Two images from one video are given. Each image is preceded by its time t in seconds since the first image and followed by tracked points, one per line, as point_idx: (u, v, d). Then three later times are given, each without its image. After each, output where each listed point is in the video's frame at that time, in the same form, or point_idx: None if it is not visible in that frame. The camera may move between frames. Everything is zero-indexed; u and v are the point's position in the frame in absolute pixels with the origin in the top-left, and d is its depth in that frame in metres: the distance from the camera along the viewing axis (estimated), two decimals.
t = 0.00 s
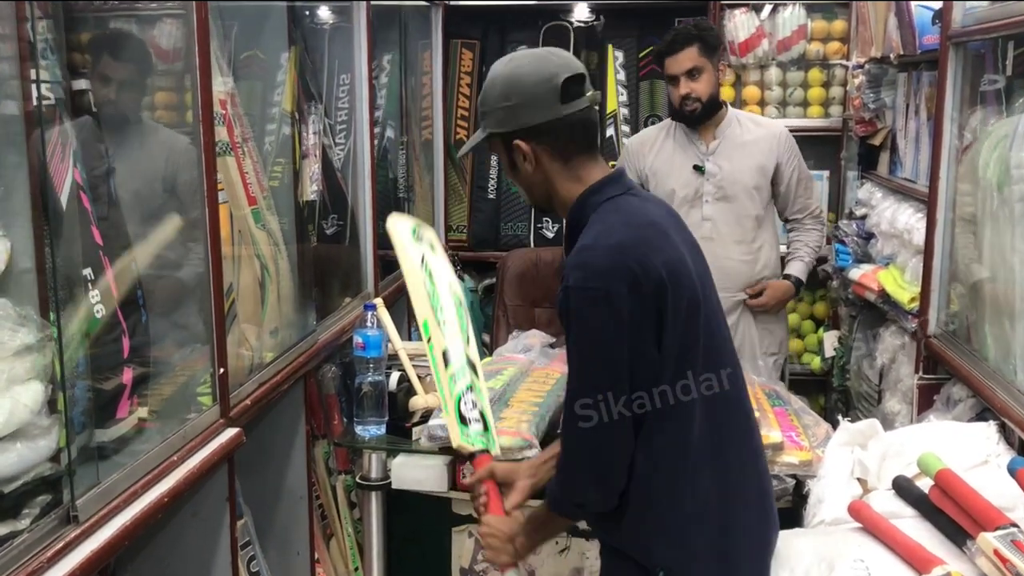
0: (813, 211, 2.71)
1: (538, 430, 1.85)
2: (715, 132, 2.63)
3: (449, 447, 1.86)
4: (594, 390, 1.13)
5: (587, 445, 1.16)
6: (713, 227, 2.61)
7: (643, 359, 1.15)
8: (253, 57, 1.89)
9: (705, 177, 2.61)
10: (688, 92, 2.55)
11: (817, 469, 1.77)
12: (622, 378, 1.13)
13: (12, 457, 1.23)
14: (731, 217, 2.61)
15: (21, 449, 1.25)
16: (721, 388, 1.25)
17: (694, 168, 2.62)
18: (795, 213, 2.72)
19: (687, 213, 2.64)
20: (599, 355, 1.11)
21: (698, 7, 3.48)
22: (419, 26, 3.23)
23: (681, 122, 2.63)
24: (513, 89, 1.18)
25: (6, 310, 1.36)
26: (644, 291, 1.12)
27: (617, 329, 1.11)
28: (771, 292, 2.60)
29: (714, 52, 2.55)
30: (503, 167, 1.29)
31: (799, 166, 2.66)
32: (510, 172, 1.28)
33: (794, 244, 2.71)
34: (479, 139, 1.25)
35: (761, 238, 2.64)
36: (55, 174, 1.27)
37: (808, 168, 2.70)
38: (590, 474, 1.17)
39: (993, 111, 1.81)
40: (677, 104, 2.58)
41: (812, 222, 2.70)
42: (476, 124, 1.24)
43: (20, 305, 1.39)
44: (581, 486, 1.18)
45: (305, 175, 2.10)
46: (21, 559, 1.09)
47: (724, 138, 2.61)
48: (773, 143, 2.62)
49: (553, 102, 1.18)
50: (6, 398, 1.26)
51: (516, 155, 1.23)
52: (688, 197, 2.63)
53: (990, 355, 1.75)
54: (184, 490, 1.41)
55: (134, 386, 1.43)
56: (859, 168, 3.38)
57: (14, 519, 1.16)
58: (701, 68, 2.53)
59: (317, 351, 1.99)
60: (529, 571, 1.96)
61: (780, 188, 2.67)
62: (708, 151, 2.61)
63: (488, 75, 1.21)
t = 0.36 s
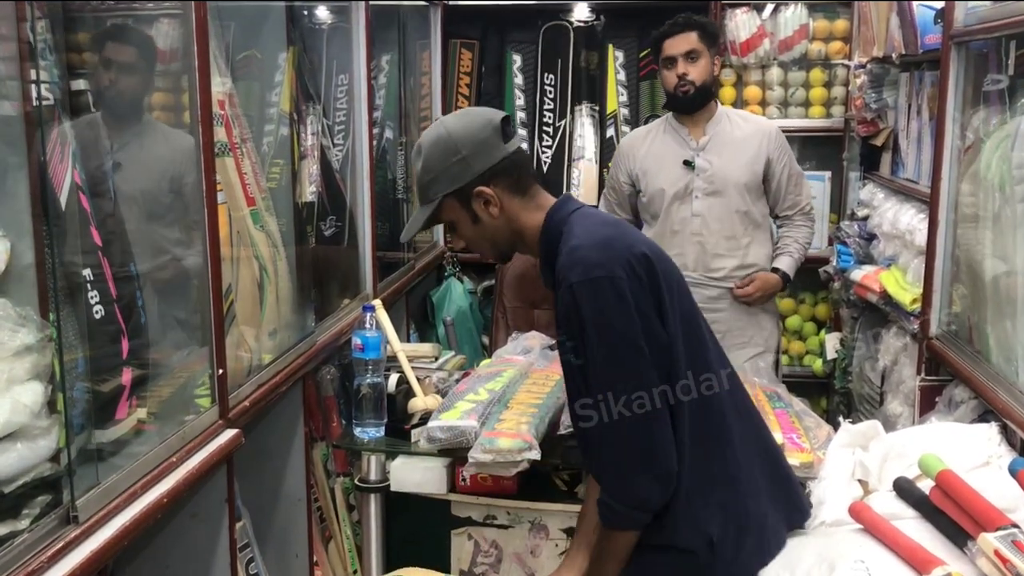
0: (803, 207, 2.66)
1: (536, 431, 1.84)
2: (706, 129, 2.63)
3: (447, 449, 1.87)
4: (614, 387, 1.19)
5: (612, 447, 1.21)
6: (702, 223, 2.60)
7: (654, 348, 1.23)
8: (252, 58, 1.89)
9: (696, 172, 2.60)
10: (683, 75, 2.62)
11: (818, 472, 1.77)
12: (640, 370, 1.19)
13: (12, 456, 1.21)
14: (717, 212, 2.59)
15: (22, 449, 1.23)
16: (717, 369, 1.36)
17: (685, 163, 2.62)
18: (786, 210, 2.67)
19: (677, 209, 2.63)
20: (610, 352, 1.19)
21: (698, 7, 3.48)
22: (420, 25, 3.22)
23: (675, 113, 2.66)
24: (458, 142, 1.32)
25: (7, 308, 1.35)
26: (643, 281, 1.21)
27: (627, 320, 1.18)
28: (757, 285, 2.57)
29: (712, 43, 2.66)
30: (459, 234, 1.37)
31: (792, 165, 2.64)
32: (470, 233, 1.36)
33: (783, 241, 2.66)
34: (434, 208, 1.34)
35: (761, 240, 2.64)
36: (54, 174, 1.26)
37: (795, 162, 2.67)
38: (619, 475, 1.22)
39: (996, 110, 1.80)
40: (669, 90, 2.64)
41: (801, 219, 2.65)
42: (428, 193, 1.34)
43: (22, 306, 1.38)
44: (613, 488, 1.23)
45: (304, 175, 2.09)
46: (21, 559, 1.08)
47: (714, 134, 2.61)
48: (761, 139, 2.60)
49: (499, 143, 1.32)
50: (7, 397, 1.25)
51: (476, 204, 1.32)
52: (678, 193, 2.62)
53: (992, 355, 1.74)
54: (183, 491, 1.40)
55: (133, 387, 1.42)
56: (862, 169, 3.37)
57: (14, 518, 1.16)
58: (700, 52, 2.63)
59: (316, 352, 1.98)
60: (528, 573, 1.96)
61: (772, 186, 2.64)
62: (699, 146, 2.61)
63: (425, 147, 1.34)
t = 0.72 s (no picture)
0: (818, 205, 2.65)
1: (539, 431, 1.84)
2: (718, 126, 2.61)
3: (449, 449, 1.88)
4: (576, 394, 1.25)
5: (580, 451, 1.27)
6: (714, 221, 2.59)
7: (612, 351, 1.31)
8: (253, 56, 1.88)
9: (707, 170, 2.58)
10: (697, 68, 2.58)
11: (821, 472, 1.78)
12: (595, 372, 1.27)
13: (15, 453, 1.19)
14: (733, 208, 2.58)
15: (25, 446, 1.20)
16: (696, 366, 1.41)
17: (697, 161, 2.60)
18: (800, 209, 2.66)
19: (689, 208, 2.62)
20: (569, 359, 1.25)
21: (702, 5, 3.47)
22: (422, 23, 3.21)
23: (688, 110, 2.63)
24: (401, 205, 1.33)
25: (11, 306, 1.36)
26: (599, 285, 1.27)
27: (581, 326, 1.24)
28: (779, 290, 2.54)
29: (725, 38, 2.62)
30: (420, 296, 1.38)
31: (806, 164, 2.63)
32: (431, 293, 1.36)
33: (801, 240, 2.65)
34: (391, 275, 1.35)
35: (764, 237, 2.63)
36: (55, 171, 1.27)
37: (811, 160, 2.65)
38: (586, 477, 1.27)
39: (1001, 109, 1.78)
40: (682, 87, 2.60)
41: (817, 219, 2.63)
42: (382, 260, 1.34)
43: (24, 304, 1.39)
44: (581, 496, 1.27)
45: (304, 174, 2.08)
46: (23, 556, 1.07)
47: (726, 131, 2.59)
48: (772, 135, 2.59)
49: (440, 198, 1.35)
50: (10, 394, 1.23)
51: (434, 259, 1.33)
52: (689, 192, 2.61)
53: (996, 355, 1.73)
54: (186, 489, 1.38)
55: (134, 385, 1.42)
56: (867, 168, 3.34)
57: (18, 516, 1.14)
58: (713, 47, 2.58)
59: (317, 352, 1.97)
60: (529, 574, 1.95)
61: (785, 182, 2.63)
62: (712, 145, 2.59)
63: (370, 216, 1.35)
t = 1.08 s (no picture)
0: (831, 214, 2.59)
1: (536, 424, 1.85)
2: (750, 117, 2.61)
3: (447, 441, 1.88)
4: (557, 395, 1.27)
5: (565, 453, 1.28)
6: (734, 213, 2.58)
7: (587, 348, 1.32)
8: (251, 45, 1.87)
9: (733, 161, 2.57)
10: (734, 57, 2.63)
11: (821, 466, 1.78)
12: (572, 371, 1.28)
13: (15, 440, 1.15)
14: (760, 201, 2.56)
15: (25, 432, 1.17)
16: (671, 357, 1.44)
17: (724, 151, 2.59)
18: (814, 215, 2.60)
19: (712, 197, 2.61)
20: (547, 360, 1.26)
21: None
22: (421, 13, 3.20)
23: (723, 100, 2.64)
24: (370, 226, 1.38)
25: (11, 294, 1.32)
26: (570, 284, 1.29)
27: (555, 326, 1.26)
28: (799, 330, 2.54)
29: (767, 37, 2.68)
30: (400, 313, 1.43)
31: (831, 165, 2.58)
32: (410, 310, 1.41)
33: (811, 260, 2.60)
34: (369, 295, 1.40)
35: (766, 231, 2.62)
36: (56, 158, 1.25)
37: (836, 164, 2.60)
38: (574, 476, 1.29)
39: (1005, 101, 1.77)
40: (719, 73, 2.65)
41: (830, 233, 2.58)
42: (360, 281, 1.39)
43: (25, 289, 1.36)
44: (570, 496, 1.29)
45: (304, 165, 2.07)
46: (23, 542, 1.07)
47: (758, 123, 2.59)
48: (801, 131, 2.57)
49: (407, 215, 1.40)
50: (9, 381, 1.19)
51: (411, 273, 1.38)
52: (713, 182, 2.60)
53: (998, 349, 1.73)
54: (185, 478, 1.39)
55: (134, 374, 1.41)
56: (870, 161, 3.33)
57: (17, 502, 1.12)
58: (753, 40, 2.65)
59: (315, 343, 1.97)
60: (527, 566, 1.95)
61: (806, 177, 2.58)
62: (740, 136, 2.58)
63: (342, 240, 1.40)
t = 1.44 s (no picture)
0: (840, 199, 2.53)
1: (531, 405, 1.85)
2: (769, 100, 2.59)
3: (442, 421, 1.89)
4: (551, 375, 1.27)
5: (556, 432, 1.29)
6: (745, 193, 2.58)
7: (581, 328, 1.31)
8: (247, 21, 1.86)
9: (746, 143, 2.58)
10: (755, 42, 2.60)
11: (816, 446, 1.78)
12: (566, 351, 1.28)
13: (12, 412, 1.18)
14: (768, 186, 2.56)
15: (21, 404, 1.19)
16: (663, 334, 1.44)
17: (738, 132, 2.60)
18: (823, 198, 2.55)
19: (724, 177, 2.62)
20: (540, 340, 1.26)
21: None
22: None
23: (744, 81, 2.64)
24: (360, 216, 1.37)
25: (5, 267, 1.31)
26: (565, 264, 1.28)
27: (549, 307, 1.26)
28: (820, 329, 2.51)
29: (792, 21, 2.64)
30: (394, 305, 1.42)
31: (846, 149, 2.54)
32: (404, 301, 1.40)
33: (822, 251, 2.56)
34: (362, 286, 1.39)
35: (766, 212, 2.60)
36: (51, 133, 1.25)
37: (854, 151, 2.56)
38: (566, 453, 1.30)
39: (1006, 82, 1.77)
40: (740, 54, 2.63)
41: (839, 221, 2.53)
42: (353, 271, 1.38)
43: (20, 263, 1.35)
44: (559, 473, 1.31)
45: (300, 143, 2.05)
46: (18, 514, 1.07)
47: (776, 106, 2.57)
48: (821, 117, 2.53)
49: (398, 203, 1.39)
50: (5, 352, 1.22)
51: (404, 262, 1.37)
52: (726, 163, 2.61)
53: (995, 330, 1.73)
54: (180, 453, 1.38)
55: (129, 349, 1.40)
56: (871, 143, 3.31)
57: (13, 473, 1.13)
58: (777, 23, 2.61)
59: (311, 321, 1.96)
60: (522, 546, 1.96)
61: (819, 162, 2.55)
62: (756, 118, 2.58)
63: (334, 232, 1.39)
